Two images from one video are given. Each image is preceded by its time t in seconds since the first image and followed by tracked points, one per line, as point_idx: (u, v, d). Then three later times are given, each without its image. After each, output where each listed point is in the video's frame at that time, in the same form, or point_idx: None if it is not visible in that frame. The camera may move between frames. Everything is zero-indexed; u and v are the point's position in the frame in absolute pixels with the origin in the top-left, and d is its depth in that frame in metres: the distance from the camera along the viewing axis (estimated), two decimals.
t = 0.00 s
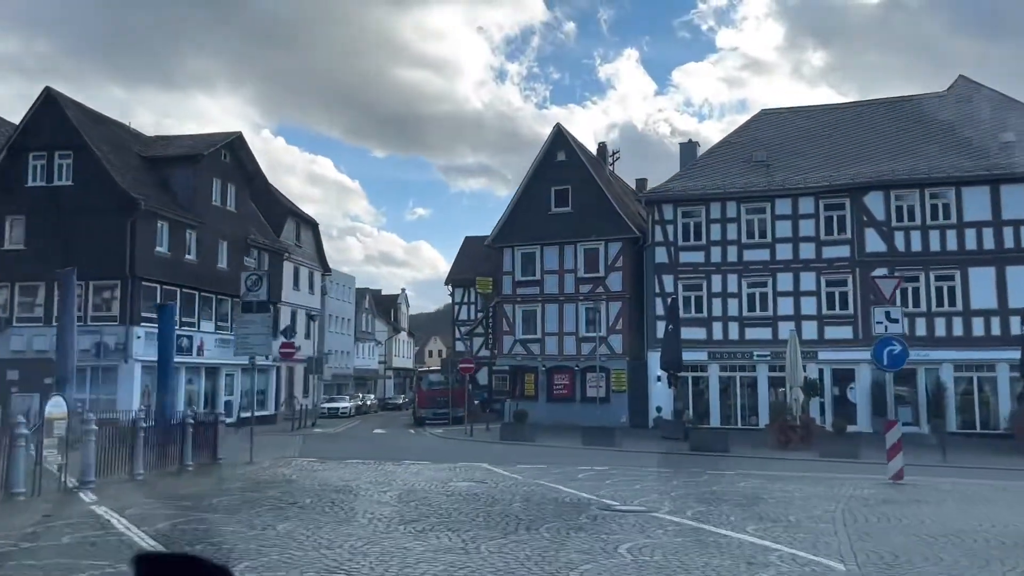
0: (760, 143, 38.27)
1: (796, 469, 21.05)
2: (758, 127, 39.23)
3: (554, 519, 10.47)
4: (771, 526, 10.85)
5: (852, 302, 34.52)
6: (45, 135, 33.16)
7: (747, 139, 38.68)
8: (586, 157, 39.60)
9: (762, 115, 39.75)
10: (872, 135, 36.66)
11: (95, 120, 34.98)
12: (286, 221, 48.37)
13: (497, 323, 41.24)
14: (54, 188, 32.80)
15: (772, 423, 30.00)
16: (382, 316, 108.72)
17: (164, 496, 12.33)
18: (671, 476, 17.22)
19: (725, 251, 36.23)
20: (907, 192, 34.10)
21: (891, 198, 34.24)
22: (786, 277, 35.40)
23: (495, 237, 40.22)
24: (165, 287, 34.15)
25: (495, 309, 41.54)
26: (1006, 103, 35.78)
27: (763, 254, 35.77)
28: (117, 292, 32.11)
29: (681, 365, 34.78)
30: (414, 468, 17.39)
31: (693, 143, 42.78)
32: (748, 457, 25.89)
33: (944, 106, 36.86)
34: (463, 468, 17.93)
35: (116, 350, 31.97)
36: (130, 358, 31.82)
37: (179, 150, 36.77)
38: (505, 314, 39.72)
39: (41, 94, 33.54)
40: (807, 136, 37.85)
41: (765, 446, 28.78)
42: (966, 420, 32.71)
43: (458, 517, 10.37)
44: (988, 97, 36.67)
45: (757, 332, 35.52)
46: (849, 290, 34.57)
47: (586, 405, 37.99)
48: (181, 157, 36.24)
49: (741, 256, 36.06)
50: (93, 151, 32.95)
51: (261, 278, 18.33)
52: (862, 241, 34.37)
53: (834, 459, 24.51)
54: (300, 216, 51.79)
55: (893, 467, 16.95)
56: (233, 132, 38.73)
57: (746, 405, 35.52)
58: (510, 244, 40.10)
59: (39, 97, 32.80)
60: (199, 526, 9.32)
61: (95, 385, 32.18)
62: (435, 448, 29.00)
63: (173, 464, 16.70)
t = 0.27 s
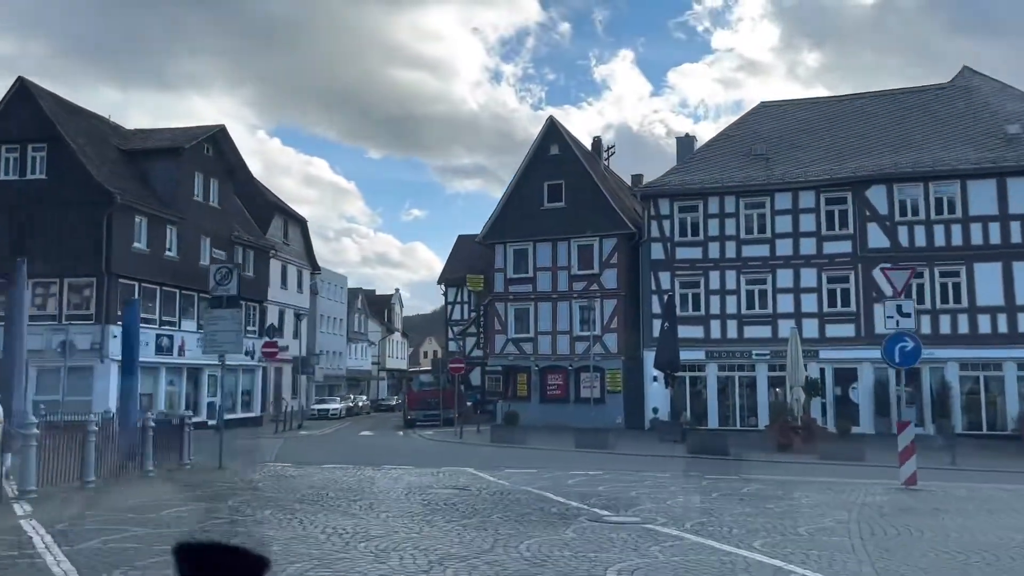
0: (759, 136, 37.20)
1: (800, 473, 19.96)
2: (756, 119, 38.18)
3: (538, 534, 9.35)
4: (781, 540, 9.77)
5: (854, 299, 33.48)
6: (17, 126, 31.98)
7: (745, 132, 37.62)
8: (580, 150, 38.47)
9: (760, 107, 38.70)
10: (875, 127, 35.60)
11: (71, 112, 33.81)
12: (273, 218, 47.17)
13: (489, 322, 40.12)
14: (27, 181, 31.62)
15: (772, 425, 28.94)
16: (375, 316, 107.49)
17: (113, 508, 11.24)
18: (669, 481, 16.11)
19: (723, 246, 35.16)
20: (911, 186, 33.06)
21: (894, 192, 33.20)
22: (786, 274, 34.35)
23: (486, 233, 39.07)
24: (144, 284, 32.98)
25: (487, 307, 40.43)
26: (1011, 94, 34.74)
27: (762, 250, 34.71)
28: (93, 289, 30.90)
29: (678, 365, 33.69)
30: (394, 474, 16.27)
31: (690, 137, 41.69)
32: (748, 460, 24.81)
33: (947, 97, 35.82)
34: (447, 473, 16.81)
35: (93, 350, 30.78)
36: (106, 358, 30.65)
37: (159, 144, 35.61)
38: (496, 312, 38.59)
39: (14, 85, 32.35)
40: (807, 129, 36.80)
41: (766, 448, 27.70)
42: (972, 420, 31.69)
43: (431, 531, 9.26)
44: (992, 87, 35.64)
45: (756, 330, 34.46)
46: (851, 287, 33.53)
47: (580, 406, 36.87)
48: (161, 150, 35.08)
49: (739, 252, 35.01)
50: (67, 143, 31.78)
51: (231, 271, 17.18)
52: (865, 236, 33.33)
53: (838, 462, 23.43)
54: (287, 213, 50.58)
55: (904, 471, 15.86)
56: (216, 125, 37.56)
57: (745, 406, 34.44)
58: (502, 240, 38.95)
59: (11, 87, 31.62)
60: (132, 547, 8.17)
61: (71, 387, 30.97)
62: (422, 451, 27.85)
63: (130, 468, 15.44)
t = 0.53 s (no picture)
0: (750, 130, 36.29)
1: (795, 477, 19.00)
2: (747, 112, 37.27)
3: (511, 550, 8.29)
4: (784, 557, 8.74)
5: (847, 296, 32.62)
6: None
7: (736, 125, 36.70)
8: (566, 144, 37.41)
9: (752, 100, 37.80)
10: (869, 120, 34.74)
11: (38, 103, 32.61)
12: (252, 214, 45.94)
13: (473, 320, 39.06)
14: None
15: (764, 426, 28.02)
16: (362, 317, 106.19)
17: (44, 519, 10.18)
18: (659, 486, 15.10)
19: (714, 242, 34.23)
20: (906, 179, 32.21)
21: (889, 186, 32.34)
22: (779, 270, 33.44)
23: (470, 229, 37.98)
24: (114, 281, 31.77)
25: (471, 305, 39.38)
26: (1008, 86, 33.95)
27: (754, 246, 33.80)
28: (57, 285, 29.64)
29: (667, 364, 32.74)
30: (366, 479, 15.19)
31: (680, 131, 40.74)
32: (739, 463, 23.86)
33: (943, 89, 35.00)
34: (423, 477, 15.76)
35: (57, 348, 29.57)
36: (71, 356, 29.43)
37: (130, 136, 34.41)
38: (481, 310, 37.51)
39: None
40: (799, 122, 35.92)
41: (758, 450, 26.79)
42: (968, 420, 30.88)
43: (389, 549, 8.21)
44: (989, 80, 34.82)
45: (747, 328, 33.56)
46: (844, 283, 32.67)
47: (567, 407, 35.84)
48: (132, 143, 33.89)
49: (730, 248, 34.10)
50: (34, 135, 30.57)
51: (190, 263, 16.08)
52: (859, 231, 32.48)
53: (834, 465, 22.51)
54: (268, 209, 49.35)
55: (908, 475, 14.90)
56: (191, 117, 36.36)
57: (736, 406, 33.53)
58: (486, 236, 37.86)
59: None
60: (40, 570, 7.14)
61: (36, 387, 29.71)
62: (401, 453, 26.80)
63: (73, 477, 14.52)
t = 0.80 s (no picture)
0: (739, 125, 35.37)
1: (789, 484, 18.01)
2: (736, 108, 36.37)
3: None
4: None
5: (839, 296, 31.75)
6: None
7: (725, 120, 35.79)
8: (551, 139, 36.34)
9: (741, 96, 36.92)
10: (860, 116, 33.90)
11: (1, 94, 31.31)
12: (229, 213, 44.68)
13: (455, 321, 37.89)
14: None
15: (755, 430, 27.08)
16: (346, 319, 104.77)
17: None
18: (646, 496, 14.08)
19: (702, 240, 33.30)
20: (899, 176, 31.39)
21: (881, 183, 31.50)
22: (768, 269, 32.55)
23: (452, 227, 36.83)
24: (80, 280, 30.49)
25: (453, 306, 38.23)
26: (1001, 81, 33.21)
27: (743, 244, 32.89)
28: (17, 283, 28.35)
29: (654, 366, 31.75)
30: (330, 489, 14.10)
31: (667, 128, 39.80)
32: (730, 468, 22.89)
33: (935, 84, 34.21)
34: (392, 487, 14.68)
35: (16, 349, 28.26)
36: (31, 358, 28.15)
37: (98, 129, 33.14)
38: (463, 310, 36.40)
39: None
40: (789, 118, 35.05)
41: (748, 455, 25.85)
42: (962, 423, 30.08)
43: None
44: (982, 75, 34.05)
45: (736, 328, 32.64)
46: (835, 283, 31.81)
47: (551, 411, 34.79)
48: (100, 136, 32.63)
49: (718, 247, 33.18)
50: None
51: (142, 257, 14.90)
52: (850, 229, 31.64)
53: (828, 470, 21.57)
54: (244, 208, 48.01)
55: (911, 483, 13.92)
56: (162, 110, 35.11)
57: (725, 409, 32.59)
58: (468, 235, 36.74)
59: None
60: None
61: None
62: (377, 460, 25.69)
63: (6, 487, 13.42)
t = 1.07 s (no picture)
0: (724, 119, 34.52)
1: (779, 488, 17.08)
2: (721, 101, 35.54)
3: None
4: None
5: (826, 294, 30.94)
6: None
7: (709, 114, 34.95)
8: (532, 132, 35.29)
9: (726, 89, 36.10)
10: (848, 110, 33.15)
11: None
12: (200, 208, 43.33)
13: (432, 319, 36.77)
14: None
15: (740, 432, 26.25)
16: (325, 319, 103.26)
17: None
18: (627, 503, 13.08)
19: (686, 236, 32.41)
20: (887, 170, 30.66)
21: (869, 177, 30.76)
22: (754, 266, 31.71)
23: (429, 223, 35.73)
24: (38, 275, 29.16)
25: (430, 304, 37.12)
26: (991, 75, 32.53)
27: (727, 240, 32.04)
28: None
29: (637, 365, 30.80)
30: (287, 498, 13.03)
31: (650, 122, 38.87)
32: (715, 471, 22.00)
33: (923, 78, 33.52)
34: (355, 495, 13.62)
35: None
36: None
37: (60, 119, 31.83)
38: (441, 308, 35.30)
39: None
40: (775, 112, 34.27)
41: (734, 457, 24.97)
42: (952, 424, 29.38)
43: None
44: (970, 68, 33.38)
45: (721, 327, 31.79)
46: (822, 280, 31.01)
47: (531, 412, 33.75)
48: (61, 126, 31.31)
49: (703, 243, 32.31)
50: None
51: (83, 245, 13.75)
52: (838, 225, 30.85)
53: (817, 474, 20.69)
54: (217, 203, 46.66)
55: (910, 489, 12.98)
56: (128, 100, 33.82)
57: (709, 410, 31.72)
58: (446, 230, 35.63)
59: None
60: None
61: None
62: (348, 463, 24.60)
63: None
